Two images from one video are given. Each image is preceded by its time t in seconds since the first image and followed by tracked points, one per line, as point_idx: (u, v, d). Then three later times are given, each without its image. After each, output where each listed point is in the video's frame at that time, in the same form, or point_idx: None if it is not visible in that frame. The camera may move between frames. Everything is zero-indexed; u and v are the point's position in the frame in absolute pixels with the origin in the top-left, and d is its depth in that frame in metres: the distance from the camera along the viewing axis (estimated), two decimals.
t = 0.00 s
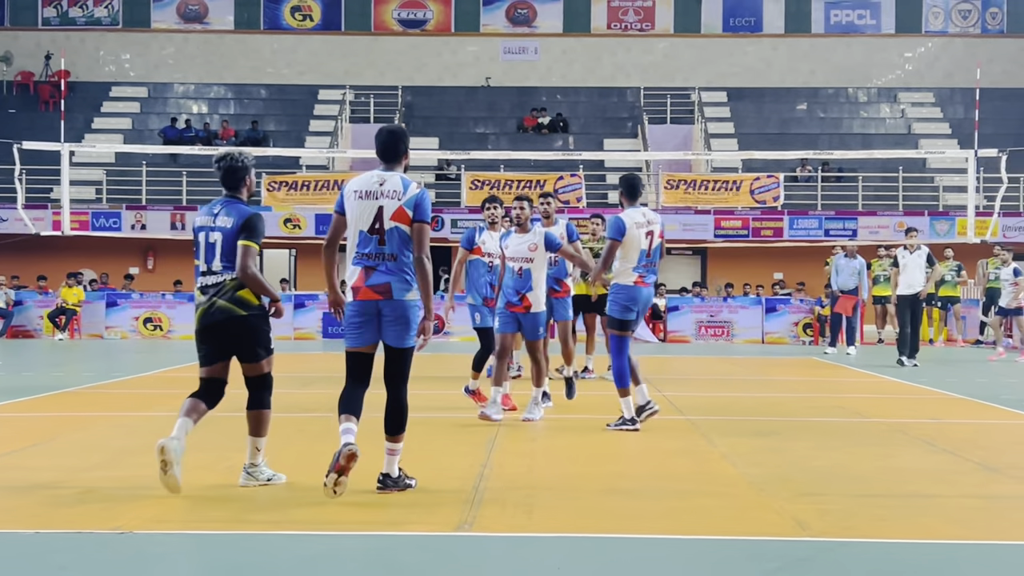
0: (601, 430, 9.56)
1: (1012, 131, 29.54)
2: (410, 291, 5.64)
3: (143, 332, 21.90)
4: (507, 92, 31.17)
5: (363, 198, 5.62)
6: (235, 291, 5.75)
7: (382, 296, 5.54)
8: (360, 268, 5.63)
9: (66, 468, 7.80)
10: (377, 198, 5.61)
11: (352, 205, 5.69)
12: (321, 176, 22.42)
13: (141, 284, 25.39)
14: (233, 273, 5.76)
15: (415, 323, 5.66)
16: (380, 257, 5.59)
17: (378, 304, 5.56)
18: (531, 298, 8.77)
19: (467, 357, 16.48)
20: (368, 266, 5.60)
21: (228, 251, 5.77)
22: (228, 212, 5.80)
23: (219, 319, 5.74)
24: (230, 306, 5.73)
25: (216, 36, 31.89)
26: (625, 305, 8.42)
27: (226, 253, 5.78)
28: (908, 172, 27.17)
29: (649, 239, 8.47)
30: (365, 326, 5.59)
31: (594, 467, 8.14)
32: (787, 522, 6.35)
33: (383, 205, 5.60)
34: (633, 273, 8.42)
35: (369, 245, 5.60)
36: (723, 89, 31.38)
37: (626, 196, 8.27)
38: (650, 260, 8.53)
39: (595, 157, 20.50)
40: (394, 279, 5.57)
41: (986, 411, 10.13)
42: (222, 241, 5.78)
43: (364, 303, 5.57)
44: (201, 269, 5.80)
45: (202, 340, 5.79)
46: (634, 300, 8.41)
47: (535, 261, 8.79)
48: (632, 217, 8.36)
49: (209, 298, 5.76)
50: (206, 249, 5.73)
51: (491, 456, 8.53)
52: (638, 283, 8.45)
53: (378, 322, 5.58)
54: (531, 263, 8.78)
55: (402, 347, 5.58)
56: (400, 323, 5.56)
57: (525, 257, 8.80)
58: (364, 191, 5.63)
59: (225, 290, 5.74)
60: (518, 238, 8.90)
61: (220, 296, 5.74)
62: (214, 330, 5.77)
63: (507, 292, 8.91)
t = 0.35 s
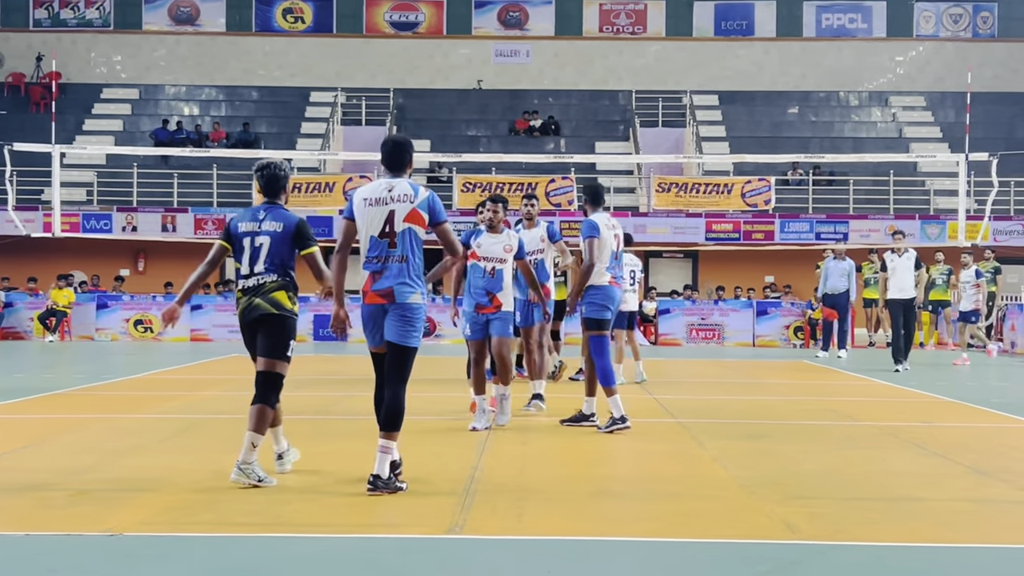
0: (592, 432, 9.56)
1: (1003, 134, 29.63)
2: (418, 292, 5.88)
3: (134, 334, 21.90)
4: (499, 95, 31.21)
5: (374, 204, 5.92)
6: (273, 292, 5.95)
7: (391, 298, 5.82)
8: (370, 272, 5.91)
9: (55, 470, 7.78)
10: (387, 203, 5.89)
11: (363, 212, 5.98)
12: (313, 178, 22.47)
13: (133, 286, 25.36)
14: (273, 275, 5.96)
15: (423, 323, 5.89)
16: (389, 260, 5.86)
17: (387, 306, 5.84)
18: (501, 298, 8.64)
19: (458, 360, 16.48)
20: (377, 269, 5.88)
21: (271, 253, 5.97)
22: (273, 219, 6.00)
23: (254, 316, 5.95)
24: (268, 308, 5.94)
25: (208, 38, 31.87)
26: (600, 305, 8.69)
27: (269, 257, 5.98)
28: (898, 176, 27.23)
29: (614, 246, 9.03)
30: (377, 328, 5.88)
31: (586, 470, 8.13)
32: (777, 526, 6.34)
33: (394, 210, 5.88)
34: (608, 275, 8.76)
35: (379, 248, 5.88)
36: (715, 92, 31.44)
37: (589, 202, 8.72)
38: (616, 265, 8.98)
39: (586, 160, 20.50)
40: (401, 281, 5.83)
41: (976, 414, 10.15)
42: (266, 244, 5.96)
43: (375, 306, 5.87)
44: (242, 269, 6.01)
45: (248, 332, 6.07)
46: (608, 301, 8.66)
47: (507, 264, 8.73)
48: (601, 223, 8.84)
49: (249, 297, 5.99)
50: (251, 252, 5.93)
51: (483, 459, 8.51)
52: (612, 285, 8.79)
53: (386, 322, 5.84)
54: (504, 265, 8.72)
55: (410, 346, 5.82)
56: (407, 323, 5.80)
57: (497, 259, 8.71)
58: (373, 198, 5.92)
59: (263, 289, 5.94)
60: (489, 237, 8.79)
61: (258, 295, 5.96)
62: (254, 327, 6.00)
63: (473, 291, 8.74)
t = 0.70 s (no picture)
0: (590, 434, 9.56)
1: (999, 137, 29.67)
2: (431, 293, 6.28)
3: (131, 335, 21.89)
4: (497, 98, 31.25)
5: (386, 212, 6.19)
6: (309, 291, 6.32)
7: (406, 300, 6.18)
8: (382, 275, 6.24)
9: (53, 472, 7.79)
10: (401, 211, 6.18)
11: (373, 218, 6.21)
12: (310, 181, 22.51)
13: (130, 287, 25.35)
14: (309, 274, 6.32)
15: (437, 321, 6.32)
16: (403, 264, 6.20)
17: (401, 308, 6.20)
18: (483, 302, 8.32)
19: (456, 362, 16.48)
20: (391, 273, 6.21)
21: (304, 254, 6.32)
22: (303, 220, 6.35)
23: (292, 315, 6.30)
24: (306, 305, 6.30)
25: (205, 40, 31.84)
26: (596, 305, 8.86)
27: (302, 257, 6.33)
28: (896, 178, 27.26)
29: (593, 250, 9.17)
30: (391, 329, 6.22)
31: (584, 473, 8.12)
32: (774, 527, 6.36)
33: (407, 217, 6.18)
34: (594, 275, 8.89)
35: (392, 254, 6.20)
36: (713, 95, 31.46)
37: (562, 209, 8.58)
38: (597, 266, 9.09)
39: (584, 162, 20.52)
40: (415, 285, 6.21)
41: (973, 417, 10.16)
42: (299, 245, 6.31)
43: (389, 306, 6.22)
44: (278, 269, 6.33)
45: (276, 333, 6.36)
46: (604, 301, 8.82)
47: (491, 267, 8.42)
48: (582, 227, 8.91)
49: (286, 297, 6.32)
50: (285, 252, 6.25)
51: (481, 461, 8.50)
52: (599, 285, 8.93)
53: (402, 324, 6.21)
54: (487, 268, 8.43)
55: (427, 344, 6.24)
56: (423, 323, 6.19)
57: (480, 262, 8.40)
58: (384, 207, 6.19)
59: (300, 288, 6.29)
60: (476, 239, 8.47)
61: (294, 294, 6.31)
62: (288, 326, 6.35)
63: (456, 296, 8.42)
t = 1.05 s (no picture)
0: (595, 436, 9.56)
1: (1005, 139, 29.63)
2: (445, 295, 6.33)
3: (137, 337, 21.89)
4: (502, 99, 31.25)
5: (402, 216, 6.21)
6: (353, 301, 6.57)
7: (423, 301, 6.23)
8: (400, 278, 6.28)
9: (58, 473, 7.80)
10: (416, 215, 6.19)
11: (389, 222, 6.24)
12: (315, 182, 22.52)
13: (135, 289, 25.39)
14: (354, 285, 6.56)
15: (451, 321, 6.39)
16: (419, 266, 6.24)
17: (419, 308, 6.24)
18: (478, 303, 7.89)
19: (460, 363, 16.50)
20: (408, 275, 6.26)
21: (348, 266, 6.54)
22: (345, 234, 6.56)
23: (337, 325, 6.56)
24: (349, 315, 6.55)
25: (210, 41, 31.88)
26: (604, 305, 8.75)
27: (345, 270, 6.56)
28: (901, 179, 27.26)
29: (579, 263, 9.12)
30: (408, 329, 6.24)
31: (588, 474, 8.11)
32: (780, 529, 6.34)
33: (421, 222, 6.20)
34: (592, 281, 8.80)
35: (409, 256, 6.24)
36: (718, 96, 31.44)
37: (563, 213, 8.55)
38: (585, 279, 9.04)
39: (589, 164, 20.54)
40: (432, 287, 6.26)
41: (979, 418, 10.14)
42: (341, 257, 6.53)
43: (408, 307, 6.25)
44: (321, 280, 6.56)
45: (319, 340, 6.61)
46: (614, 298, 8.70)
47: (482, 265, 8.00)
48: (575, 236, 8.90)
49: (330, 307, 6.57)
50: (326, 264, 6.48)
51: (485, 463, 8.49)
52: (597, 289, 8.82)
53: (419, 324, 6.26)
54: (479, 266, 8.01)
55: (442, 343, 6.33)
56: (440, 323, 6.27)
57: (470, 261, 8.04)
58: (400, 211, 6.22)
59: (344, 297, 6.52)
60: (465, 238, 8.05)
61: (340, 304, 6.55)
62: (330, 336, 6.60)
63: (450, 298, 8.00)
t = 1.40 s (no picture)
0: (606, 436, 9.56)
1: (1019, 138, 29.51)
2: (472, 295, 6.82)
3: (150, 337, 21.95)
4: (513, 99, 31.26)
5: (433, 219, 6.69)
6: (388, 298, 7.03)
7: (451, 302, 6.71)
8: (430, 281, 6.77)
9: (71, 473, 7.82)
10: (447, 218, 6.68)
11: (421, 225, 6.70)
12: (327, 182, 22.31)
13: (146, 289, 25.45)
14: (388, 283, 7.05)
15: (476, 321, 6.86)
16: (449, 268, 6.73)
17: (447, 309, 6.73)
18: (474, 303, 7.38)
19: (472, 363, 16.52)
20: (438, 277, 6.74)
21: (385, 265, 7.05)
22: (384, 233, 7.07)
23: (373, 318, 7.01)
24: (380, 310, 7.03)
25: (222, 42, 31.95)
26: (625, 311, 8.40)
27: (380, 266, 7.07)
28: (914, 179, 27.20)
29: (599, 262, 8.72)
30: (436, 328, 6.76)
31: (599, 474, 8.11)
32: (791, 530, 6.33)
33: (452, 224, 6.69)
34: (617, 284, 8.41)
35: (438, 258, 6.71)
36: (729, 96, 31.39)
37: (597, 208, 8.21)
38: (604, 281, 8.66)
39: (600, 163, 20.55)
40: (460, 287, 6.74)
41: (993, 419, 10.11)
42: (379, 255, 7.04)
43: (438, 309, 6.75)
44: (358, 276, 7.10)
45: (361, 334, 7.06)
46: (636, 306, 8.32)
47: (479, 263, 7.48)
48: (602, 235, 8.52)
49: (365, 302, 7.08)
50: (365, 261, 6.99)
51: (497, 462, 8.49)
52: (620, 293, 8.43)
53: (447, 322, 6.75)
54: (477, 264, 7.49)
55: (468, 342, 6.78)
56: (466, 321, 6.73)
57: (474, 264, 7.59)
58: (431, 214, 6.69)
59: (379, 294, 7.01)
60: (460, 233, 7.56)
61: (373, 300, 7.06)
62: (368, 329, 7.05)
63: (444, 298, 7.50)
